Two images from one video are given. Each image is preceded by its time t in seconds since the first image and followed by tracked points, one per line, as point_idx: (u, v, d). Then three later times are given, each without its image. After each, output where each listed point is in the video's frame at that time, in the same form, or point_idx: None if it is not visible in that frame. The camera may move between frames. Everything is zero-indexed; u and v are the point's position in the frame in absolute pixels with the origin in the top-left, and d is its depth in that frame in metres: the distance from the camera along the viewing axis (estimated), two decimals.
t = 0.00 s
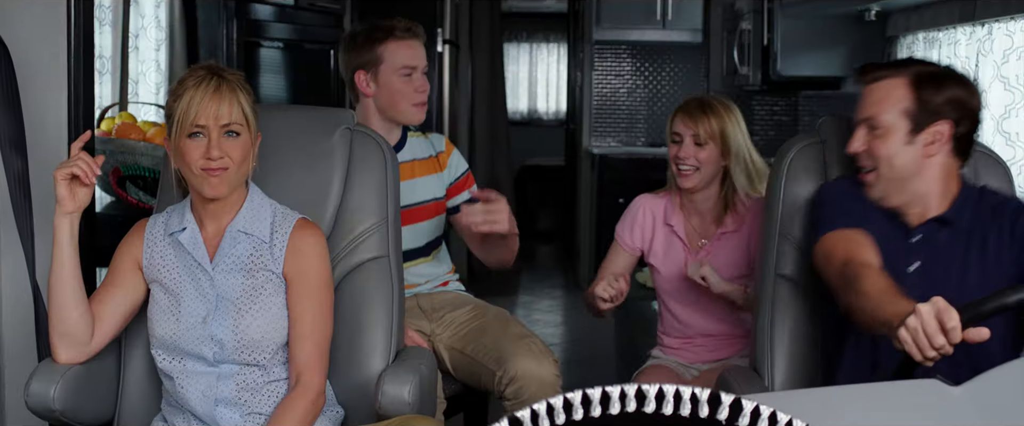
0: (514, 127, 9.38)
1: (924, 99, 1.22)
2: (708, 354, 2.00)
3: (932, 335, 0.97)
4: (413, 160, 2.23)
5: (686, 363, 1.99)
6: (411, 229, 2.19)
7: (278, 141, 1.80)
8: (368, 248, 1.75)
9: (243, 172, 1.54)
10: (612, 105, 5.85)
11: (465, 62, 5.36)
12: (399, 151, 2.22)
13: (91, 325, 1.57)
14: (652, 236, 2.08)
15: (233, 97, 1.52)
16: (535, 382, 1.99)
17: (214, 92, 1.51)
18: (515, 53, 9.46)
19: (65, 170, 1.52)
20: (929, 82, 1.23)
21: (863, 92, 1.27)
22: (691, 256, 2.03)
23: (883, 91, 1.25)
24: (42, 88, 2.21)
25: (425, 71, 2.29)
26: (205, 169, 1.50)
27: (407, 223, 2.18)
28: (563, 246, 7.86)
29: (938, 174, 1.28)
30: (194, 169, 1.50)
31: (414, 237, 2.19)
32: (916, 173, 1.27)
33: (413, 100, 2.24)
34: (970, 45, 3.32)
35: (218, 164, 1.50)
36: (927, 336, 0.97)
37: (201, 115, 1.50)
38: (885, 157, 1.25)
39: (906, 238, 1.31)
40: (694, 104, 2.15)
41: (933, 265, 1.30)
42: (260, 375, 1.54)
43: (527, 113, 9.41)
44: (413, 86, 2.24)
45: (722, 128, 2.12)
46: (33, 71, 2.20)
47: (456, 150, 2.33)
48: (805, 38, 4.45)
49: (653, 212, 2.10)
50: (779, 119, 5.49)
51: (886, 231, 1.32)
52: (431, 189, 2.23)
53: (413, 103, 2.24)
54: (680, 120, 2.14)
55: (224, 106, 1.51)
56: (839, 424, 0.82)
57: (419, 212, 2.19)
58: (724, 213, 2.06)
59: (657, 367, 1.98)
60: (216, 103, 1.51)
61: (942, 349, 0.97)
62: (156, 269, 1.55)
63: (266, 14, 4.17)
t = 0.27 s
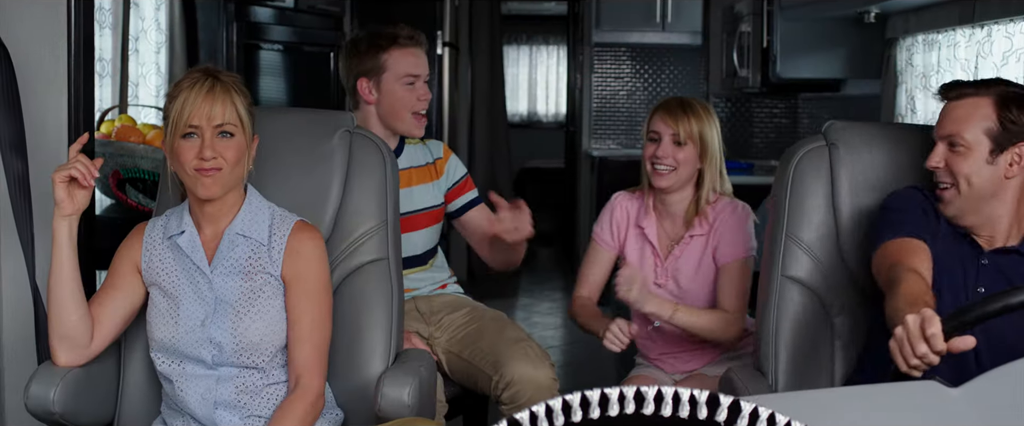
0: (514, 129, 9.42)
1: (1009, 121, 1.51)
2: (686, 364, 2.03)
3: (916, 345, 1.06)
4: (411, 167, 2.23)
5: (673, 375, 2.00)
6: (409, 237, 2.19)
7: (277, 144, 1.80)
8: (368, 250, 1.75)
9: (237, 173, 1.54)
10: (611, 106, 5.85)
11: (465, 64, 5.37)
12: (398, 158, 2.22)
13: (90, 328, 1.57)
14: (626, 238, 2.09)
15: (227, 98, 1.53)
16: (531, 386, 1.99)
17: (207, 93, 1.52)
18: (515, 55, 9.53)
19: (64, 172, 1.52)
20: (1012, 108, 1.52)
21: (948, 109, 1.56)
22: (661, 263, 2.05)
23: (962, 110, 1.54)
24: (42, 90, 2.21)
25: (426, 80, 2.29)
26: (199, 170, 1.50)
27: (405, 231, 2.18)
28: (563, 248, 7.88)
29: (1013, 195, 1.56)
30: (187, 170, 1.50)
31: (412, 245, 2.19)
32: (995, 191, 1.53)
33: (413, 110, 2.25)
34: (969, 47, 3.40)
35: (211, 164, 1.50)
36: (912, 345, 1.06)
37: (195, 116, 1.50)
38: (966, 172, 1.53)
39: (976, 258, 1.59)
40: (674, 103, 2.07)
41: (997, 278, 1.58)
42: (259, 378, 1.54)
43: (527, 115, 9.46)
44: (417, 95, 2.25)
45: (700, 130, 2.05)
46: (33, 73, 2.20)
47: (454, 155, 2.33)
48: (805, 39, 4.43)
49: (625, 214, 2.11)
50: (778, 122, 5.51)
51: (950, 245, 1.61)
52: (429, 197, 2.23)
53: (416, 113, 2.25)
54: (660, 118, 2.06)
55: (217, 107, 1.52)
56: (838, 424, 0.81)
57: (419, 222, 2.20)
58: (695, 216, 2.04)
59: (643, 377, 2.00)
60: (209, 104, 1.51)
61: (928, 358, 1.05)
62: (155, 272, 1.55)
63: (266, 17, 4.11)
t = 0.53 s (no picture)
0: (514, 129, 9.44)
1: (933, 121, 1.37)
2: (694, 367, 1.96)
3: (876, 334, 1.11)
4: (410, 171, 2.23)
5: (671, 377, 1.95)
6: (407, 241, 2.20)
7: (277, 143, 1.80)
8: (368, 250, 1.75)
9: (237, 173, 1.54)
10: (610, 107, 5.89)
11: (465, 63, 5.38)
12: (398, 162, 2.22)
13: (91, 328, 1.57)
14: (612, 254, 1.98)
15: (227, 98, 1.53)
16: (535, 388, 1.99)
17: (206, 92, 1.52)
18: (515, 54, 9.48)
19: (66, 172, 1.53)
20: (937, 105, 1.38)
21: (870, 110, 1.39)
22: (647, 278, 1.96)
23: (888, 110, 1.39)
24: (42, 90, 2.21)
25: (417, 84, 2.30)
26: (198, 170, 1.50)
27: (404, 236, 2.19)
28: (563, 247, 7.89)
29: (942, 198, 1.41)
30: (187, 170, 1.50)
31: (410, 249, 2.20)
32: (923, 195, 1.38)
33: (401, 115, 2.25)
34: (969, 46, 3.41)
35: (210, 164, 1.50)
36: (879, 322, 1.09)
37: (193, 116, 1.50)
38: (891, 176, 1.37)
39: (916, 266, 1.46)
40: (663, 117, 1.98)
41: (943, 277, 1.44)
42: (261, 378, 1.54)
43: (527, 115, 9.48)
44: (404, 100, 2.26)
45: (690, 147, 1.97)
46: (33, 73, 2.21)
47: (456, 154, 2.30)
48: (805, 37, 4.43)
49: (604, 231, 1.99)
50: (778, 121, 5.49)
51: (884, 260, 1.48)
52: (427, 201, 2.23)
53: (405, 117, 2.26)
54: (647, 133, 1.97)
55: (215, 107, 1.52)
56: (839, 424, 0.81)
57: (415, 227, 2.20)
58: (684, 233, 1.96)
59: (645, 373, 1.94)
60: (207, 104, 1.51)
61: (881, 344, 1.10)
62: (156, 272, 1.55)
63: (266, 16, 4.13)
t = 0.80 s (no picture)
0: (514, 125, 9.44)
1: (858, 99, 1.27)
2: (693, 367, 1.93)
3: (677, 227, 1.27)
4: (410, 156, 2.23)
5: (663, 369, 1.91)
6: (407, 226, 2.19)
7: (278, 140, 1.80)
8: (368, 247, 1.75)
9: (239, 171, 1.54)
10: (611, 103, 5.87)
11: (466, 60, 5.37)
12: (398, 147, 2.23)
13: (91, 324, 1.57)
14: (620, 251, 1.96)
15: (233, 96, 1.53)
16: (535, 387, 1.99)
17: (213, 89, 1.51)
18: (516, 51, 9.49)
19: (66, 168, 1.53)
20: (863, 84, 1.29)
21: (800, 87, 1.32)
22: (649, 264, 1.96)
23: (811, 87, 1.30)
24: (42, 86, 2.20)
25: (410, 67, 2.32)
26: (200, 168, 1.50)
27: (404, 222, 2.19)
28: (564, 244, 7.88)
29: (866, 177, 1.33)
30: (189, 167, 1.51)
31: (412, 235, 2.19)
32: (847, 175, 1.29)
33: (392, 98, 2.27)
34: (971, 43, 3.41)
35: (212, 162, 1.50)
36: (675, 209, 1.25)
37: (198, 113, 1.50)
38: (814, 152, 1.21)
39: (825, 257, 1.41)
40: (675, 111, 1.93)
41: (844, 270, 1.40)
42: (260, 374, 1.54)
43: (527, 112, 9.49)
44: (395, 81, 2.28)
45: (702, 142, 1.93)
46: (33, 69, 2.21)
47: (456, 144, 2.31)
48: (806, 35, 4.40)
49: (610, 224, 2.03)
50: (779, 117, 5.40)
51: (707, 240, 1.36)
52: (427, 187, 2.23)
53: (397, 99, 2.27)
54: (662, 130, 1.93)
55: (222, 104, 1.51)
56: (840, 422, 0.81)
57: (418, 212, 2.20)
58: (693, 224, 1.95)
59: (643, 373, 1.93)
60: (214, 100, 1.51)
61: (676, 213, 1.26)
62: (156, 268, 1.55)
63: (266, 12, 4.09)
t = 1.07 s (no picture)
0: (514, 128, 9.46)
1: (811, 99, 1.47)
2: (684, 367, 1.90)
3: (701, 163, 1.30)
4: (414, 155, 2.23)
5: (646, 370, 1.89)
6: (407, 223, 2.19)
7: (277, 143, 1.80)
8: (368, 249, 1.75)
9: (235, 174, 1.54)
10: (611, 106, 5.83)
11: (465, 63, 5.38)
12: (401, 146, 2.23)
13: (90, 328, 1.56)
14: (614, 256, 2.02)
15: (227, 98, 1.53)
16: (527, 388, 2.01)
17: (208, 93, 1.52)
18: (515, 55, 9.53)
19: (65, 171, 1.53)
20: (816, 87, 1.48)
21: (758, 86, 1.52)
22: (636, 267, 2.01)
23: (768, 89, 1.51)
24: (42, 89, 2.21)
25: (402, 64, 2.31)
26: (195, 171, 1.50)
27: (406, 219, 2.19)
28: (563, 247, 7.87)
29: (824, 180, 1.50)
30: (185, 170, 1.51)
31: (415, 233, 2.19)
32: (801, 176, 1.50)
33: (383, 92, 2.27)
34: (969, 46, 3.42)
35: (208, 165, 1.50)
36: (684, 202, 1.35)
37: (193, 116, 1.50)
38: (767, 152, 1.49)
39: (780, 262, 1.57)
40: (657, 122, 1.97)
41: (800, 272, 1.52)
42: (259, 377, 1.54)
43: (527, 115, 9.50)
44: (385, 77, 2.28)
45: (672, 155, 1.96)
46: (33, 72, 2.21)
47: (461, 146, 2.32)
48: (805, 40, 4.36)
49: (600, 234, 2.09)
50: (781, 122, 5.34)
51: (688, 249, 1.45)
52: (431, 185, 2.23)
53: (388, 94, 2.27)
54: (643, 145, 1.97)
55: (216, 107, 1.52)
56: (839, 424, 0.81)
57: (422, 209, 2.20)
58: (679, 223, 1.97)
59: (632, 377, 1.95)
60: (208, 104, 1.51)
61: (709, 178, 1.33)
62: (155, 272, 1.55)
63: (266, 16, 4.07)
